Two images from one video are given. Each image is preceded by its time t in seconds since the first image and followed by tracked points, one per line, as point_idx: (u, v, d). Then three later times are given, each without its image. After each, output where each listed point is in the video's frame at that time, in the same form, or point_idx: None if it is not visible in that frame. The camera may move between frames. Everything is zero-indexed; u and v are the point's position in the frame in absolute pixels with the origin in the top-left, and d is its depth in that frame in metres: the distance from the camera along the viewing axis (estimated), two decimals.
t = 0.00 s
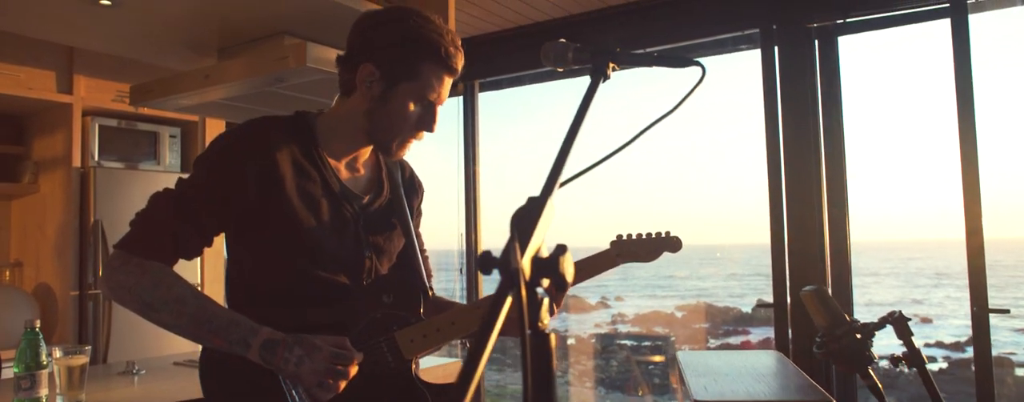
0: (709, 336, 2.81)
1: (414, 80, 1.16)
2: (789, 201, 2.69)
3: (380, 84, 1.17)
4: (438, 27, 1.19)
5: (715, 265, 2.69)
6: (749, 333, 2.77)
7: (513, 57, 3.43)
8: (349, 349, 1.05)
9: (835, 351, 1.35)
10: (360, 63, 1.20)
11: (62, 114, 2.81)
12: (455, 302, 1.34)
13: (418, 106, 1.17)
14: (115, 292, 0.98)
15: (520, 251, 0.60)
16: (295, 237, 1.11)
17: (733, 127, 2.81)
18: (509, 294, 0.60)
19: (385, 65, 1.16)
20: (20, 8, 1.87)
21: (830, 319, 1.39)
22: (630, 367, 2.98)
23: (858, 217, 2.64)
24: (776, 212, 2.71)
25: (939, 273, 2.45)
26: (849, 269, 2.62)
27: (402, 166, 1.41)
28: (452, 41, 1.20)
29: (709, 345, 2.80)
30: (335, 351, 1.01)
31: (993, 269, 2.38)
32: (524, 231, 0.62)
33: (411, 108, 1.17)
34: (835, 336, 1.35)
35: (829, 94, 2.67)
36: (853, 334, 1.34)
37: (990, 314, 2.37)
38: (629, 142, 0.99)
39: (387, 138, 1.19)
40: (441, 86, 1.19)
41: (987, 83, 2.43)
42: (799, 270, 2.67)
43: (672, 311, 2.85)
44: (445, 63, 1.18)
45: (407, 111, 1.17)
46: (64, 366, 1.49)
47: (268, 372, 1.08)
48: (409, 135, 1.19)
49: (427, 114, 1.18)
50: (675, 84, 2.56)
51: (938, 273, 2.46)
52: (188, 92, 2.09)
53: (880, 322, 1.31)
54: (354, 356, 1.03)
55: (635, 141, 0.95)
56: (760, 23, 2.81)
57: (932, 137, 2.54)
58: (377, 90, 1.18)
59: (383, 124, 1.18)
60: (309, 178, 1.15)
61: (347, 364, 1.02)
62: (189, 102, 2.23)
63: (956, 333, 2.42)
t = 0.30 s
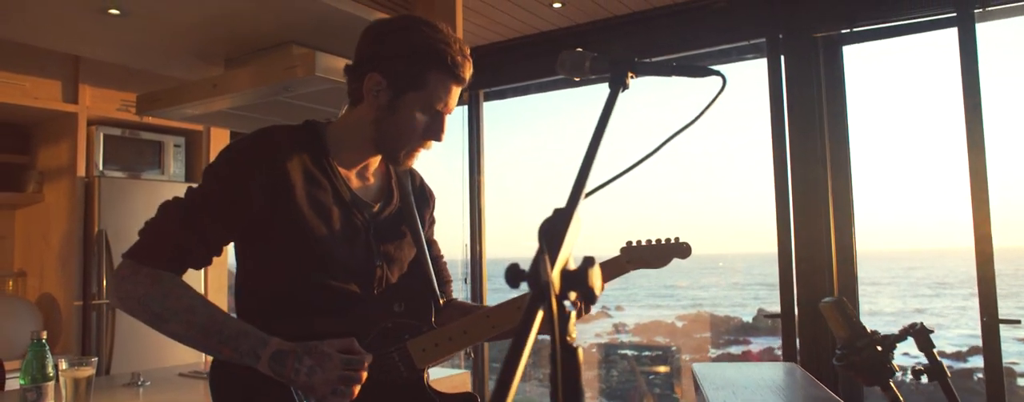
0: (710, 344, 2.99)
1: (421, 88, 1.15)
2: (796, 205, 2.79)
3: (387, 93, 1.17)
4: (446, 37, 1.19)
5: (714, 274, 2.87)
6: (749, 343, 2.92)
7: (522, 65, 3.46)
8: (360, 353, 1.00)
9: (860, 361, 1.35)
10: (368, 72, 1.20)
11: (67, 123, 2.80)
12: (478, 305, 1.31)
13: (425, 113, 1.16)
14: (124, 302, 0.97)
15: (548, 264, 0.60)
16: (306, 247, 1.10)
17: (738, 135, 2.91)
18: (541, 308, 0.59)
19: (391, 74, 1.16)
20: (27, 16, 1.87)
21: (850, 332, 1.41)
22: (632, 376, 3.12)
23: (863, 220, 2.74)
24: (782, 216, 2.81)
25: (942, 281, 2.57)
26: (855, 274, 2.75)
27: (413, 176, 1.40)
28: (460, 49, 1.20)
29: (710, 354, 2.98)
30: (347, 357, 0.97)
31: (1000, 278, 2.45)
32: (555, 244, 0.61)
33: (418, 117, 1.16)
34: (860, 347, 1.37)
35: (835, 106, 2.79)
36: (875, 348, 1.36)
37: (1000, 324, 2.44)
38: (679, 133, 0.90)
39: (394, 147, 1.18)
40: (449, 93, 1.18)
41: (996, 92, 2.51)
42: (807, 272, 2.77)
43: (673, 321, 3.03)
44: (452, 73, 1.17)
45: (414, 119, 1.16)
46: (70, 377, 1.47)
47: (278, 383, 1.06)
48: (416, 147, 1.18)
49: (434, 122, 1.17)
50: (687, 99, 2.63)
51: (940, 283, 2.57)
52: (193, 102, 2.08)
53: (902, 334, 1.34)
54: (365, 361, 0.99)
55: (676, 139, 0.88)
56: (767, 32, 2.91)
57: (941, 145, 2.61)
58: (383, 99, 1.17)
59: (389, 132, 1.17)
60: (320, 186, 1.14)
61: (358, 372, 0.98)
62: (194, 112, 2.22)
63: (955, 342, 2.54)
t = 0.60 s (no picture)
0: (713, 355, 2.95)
1: (410, 100, 1.14)
2: (802, 215, 2.79)
3: (380, 103, 1.17)
4: (446, 51, 1.16)
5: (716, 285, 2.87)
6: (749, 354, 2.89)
7: (527, 76, 3.47)
8: (372, 371, 0.99)
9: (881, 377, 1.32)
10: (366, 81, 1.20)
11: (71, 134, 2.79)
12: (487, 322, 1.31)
13: (417, 126, 1.15)
14: (135, 315, 0.95)
15: (578, 278, 0.60)
16: (318, 261, 1.09)
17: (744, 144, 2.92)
18: (571, 324, 0.58)
19: (383, 85, 1.16)
20: (35, 26, 1.86)
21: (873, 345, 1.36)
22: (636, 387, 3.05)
23: (871, 231, 2.73)
24: (788, 225, 2.80)
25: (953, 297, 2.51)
26: (863, 285, 2.73)
27: (421, 191, 1.41)
28: (458, 62, 1.17)
29: (712, 365, 2.96)
30: (359, 375, 0.95)
31: (1009, 287, 2.46)
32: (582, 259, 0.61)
33: (408, 129, 1.15)
34: (882, 363, 1.32)
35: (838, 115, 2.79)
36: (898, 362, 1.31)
37: (1012, 336, 2.44)
38: (702, 143, 0.90)
39: (386, 161, 1.18)
40: (444, 110, 1.15)
41: (1003, 100, 2.52)
42: (814, 283, 2.76)
43: (673, 330, 3.00)
44: (446, 89, 1.14)
45: (400, 129, 1.15)
46: (72, 391, 1.45)
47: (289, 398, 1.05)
48: (410, 163, 1.18)
49: (422, 135, 1.16)
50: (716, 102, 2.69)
51: (944, 295, 2.53)
52: (199, 112, 2.07)
53: (925, 348, 1.29)
54: (378, 377, 0.96)
55: (698, 150, 0.88)
56: (774, 43, 2.91)
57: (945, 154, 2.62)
58: (376, 109, 1.18)
59: (380, 144, 1.18)
60: (332, 198, 1.14)
61: (370, 388, 0.95)
62: (199, 122, 2.21)
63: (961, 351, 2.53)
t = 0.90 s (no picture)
0: (714, 363, 2.93)
1: (428, 102, 1.14)
2: (810, 222, 2.77)
3: (396, 107, 1.17)
4: (462, 52, 1.17)
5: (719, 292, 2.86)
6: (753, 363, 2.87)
7: (531, 82, 3.46)
8: (380, 378, 0.96)
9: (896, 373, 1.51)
10: (380, 86, 1.20)
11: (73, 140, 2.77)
12: (496, 332, 1.28)
13: (435, 127, 1.15)
14: (139, 323, 0.93)
15: (605, 287, 0.61)
16: (325, 268, 1.08)
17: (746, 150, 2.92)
18: (600, 335, 0.57)
19: (400, 87, 1.16)
20: (38, 31, 1.85)
21: (896, 355, 1.59)
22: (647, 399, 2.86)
23: (879, 238, 2.70)
24: (796, 232, 2.79)
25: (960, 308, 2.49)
26: (869, 292, 2.70)
27: (431, 195, 1.40)
28: (475, 63, 1.18)
29: (713, 372, 2.93)
30: (366, 385, 0.93)
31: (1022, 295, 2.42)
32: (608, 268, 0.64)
33: (426, 131, 1.15)
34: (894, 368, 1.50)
35: (845, 121, 2.77)
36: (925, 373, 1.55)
37: None
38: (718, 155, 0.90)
39: (402, 163, 1.17)
40: (462, 110, 1.15)
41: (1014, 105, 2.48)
42: (822, 291, 2.74)
43: (674, 339, 2.89)
44: (464, 89, 1.15)
45: (418, 132, 1.15)
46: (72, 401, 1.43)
47: None
48: (426, 165, 1.17)
49: (441, 136, 1.15)
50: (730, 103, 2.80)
51: (947, 302, 2.52)
52: (202, 118, 2.05)
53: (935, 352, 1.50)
54: (386, 387, 0.94)
55: (719, 159, 0.89)
56: (780, 48, 2.89)
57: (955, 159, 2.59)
58: (392, 113, 1.17)
59: (397, 148, 1.17)
60: (340, 204, 1.12)
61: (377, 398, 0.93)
62: (202, 128, 2.19)
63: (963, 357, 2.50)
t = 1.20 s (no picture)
0: (715, 371, 2.92)
1: (441, 113, 1.12)
2: (818, 227, 2.74)
3: (406, 115, 1.14)
4: (477, 64, 1.16)
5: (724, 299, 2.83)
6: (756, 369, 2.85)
7: (535, 87, 3.44)
8: (388, 390, 0.96)
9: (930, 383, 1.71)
10: (390, 92, 1.17)
11: (74, 145, 2.75)
12: (500, 341, 1.27)
13: (446, 140, 1.13)
14: (137, 331, 0.90)
15: (631, 294, 0.67)
16: (329, 275, 1.06)
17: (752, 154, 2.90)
18: (626, 342, 0.64)
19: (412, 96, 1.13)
20: (38, 33, 1.82)
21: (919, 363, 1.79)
22: None
23: (887, 244, 2.67)
24: (803, 237, 2.75)
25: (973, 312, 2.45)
26: (877, 298, 2.67)
27: (434, 202, 1.38)
28: (490, 75, 1.16)
29: (714, 380, 2.92)
30: (375, 393, 0.94)
31: None
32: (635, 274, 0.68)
33: (437, 143, 1.13)
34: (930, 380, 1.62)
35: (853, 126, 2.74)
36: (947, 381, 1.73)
37: None
38: (725, 165, 0.90)
39: (409, 173, 1.15)
40: (474, 124, 1.14)
41: None
42: (830, 297, 2.70)
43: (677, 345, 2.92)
44: (477, 102, 1.13)
45: (429, 144, 1.13)
46: None
47: None
48: (433, 177, 1.15)
49: (451, 150, 1.14)
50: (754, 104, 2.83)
51: (952, 308, 2.48)
52: (203, 122, 2.03)
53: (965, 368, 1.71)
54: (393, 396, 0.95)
55: (736, 158, 0.89)
56: (787, 52, 2.87)
57: (965, 164, 2.56)
58: (401, 122, 1.14)
59: (406, 158, 1.14)
60: (344, 211, 1.09)
61: None
62: (204, 132, 2.16)
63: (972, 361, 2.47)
